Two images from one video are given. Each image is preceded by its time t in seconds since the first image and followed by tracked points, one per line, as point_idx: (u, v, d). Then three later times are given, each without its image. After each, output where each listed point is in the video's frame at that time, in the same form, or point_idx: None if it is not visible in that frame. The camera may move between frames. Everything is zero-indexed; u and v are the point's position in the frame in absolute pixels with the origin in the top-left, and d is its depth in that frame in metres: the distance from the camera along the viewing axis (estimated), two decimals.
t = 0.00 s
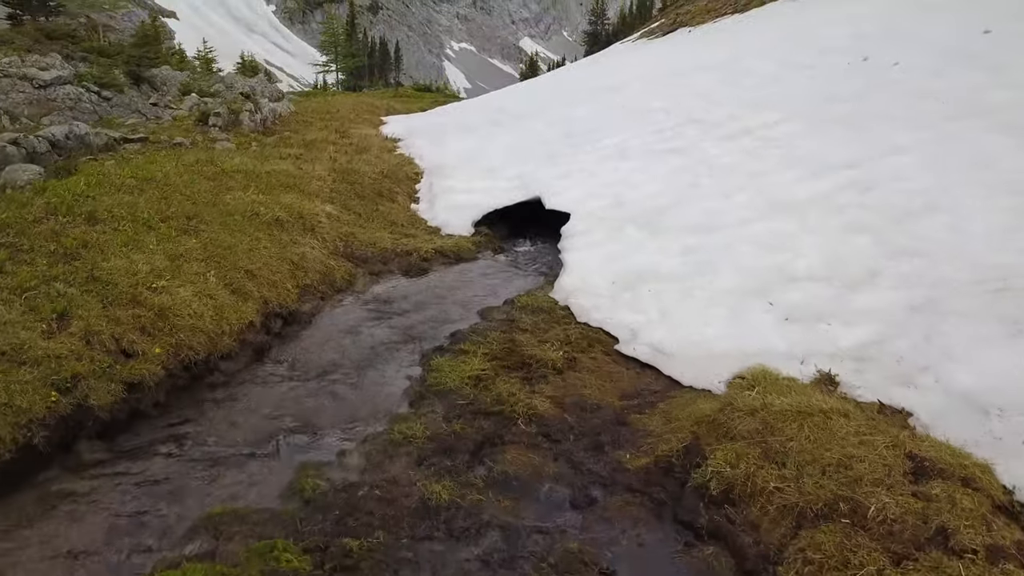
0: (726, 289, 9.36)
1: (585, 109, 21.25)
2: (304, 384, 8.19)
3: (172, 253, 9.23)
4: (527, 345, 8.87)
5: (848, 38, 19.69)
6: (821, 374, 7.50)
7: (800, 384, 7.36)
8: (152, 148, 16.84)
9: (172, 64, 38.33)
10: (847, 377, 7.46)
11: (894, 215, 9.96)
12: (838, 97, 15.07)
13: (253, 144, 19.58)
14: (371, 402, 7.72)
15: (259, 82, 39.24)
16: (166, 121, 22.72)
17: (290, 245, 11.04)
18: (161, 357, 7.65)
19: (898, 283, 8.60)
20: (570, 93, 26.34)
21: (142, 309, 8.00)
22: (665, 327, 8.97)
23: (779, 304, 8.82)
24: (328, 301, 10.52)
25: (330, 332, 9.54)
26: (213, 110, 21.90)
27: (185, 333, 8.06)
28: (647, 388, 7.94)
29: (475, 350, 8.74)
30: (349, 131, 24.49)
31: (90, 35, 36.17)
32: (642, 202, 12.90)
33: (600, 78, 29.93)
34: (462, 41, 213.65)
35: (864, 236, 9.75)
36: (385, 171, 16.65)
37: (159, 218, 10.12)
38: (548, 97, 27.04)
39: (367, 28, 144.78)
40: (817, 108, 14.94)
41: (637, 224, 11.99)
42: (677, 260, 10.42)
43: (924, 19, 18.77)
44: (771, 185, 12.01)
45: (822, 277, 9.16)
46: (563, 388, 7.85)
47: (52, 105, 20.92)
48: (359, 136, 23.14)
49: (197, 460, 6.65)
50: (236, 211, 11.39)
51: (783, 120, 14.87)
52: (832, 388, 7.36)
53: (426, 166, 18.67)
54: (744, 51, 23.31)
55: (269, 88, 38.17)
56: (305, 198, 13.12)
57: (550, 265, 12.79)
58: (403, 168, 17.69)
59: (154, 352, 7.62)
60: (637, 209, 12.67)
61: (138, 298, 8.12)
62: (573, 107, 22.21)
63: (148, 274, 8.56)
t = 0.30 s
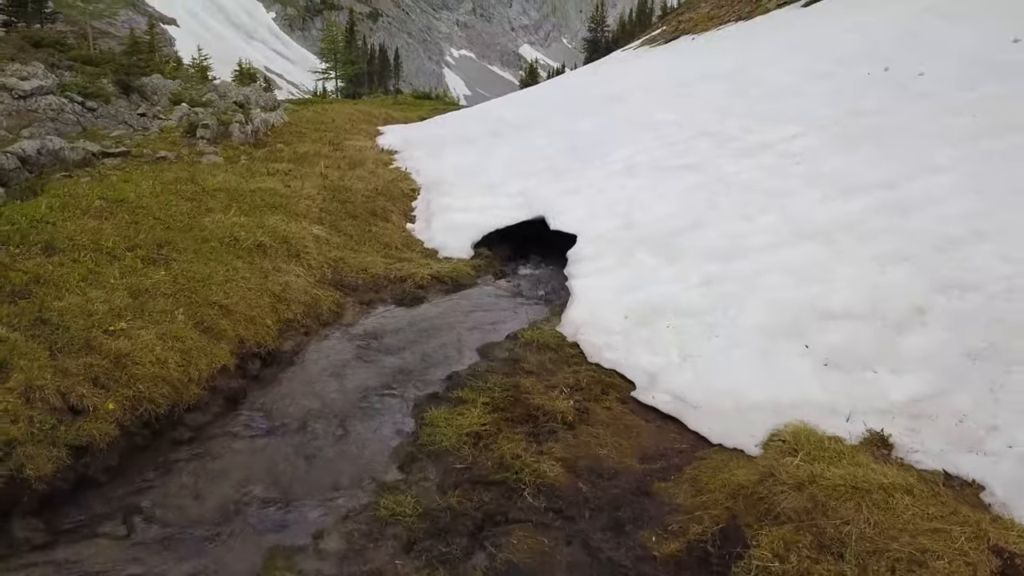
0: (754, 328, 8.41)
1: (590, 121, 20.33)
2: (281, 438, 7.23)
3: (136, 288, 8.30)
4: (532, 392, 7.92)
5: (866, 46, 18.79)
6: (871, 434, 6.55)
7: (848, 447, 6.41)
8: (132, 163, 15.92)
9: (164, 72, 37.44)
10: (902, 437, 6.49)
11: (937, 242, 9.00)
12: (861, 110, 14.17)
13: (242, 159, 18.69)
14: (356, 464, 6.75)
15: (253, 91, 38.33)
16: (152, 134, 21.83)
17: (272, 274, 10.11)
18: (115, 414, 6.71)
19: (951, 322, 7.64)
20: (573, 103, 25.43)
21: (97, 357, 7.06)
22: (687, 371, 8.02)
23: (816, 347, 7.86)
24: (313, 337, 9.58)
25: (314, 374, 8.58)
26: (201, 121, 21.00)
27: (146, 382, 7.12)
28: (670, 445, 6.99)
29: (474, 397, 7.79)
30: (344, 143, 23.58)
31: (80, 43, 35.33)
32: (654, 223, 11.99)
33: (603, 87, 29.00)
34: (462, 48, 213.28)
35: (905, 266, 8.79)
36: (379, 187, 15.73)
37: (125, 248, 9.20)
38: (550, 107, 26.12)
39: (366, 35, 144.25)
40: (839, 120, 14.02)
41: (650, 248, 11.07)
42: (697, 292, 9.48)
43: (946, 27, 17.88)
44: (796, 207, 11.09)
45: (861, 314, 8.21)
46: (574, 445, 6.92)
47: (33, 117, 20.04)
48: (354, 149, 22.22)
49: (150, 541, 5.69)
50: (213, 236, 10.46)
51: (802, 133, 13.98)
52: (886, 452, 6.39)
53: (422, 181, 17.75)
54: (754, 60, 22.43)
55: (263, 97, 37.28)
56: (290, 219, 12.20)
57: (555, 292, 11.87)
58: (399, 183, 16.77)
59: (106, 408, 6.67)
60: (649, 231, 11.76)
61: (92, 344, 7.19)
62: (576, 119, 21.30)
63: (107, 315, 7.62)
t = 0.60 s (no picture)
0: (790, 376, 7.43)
1: (594, 134, 19.39)
2: (247, 507, 6.22)
3: (88, 333, 7.35)
4: (539, 452, 6.94)
5: (885, 57, 17.89)
6: (941, 514, 5.54)
7: (915, 531, 5.42)
8: (109, 182, 15.02)
9: (156, 83, 36.58)
10: (977, 518, 5.48)
11: (992, 275, 8.00)
12: (888, 124, 13.24)
13: (228, 176, 17.78)
14: (332, 546, 5.77)
15: (248, 102, 37.47)
16: (137, 148, 20.94)
17: (248, 308, 9.14)
18: (52, 487, 5.75)
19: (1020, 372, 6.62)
20: (575, 115, 24.50)
21: (32, 418, 6.11)
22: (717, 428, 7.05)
23: (864, 401, 6.87)
24: (294, 379, 8.59)
25: (291, 426, 7.59)
26: (187, 135, 20.12)
27: (90, 447, 6.16)
28: (699, 522, 6.01)
29: (472, 458, 6.81)
30: (337, 157, 22.67)
31: (69, 54, 34.50)
32: (669, 249, 11.04)
33: (606, 97, 28.06)
34: (462, 58, 213.03)
35: (957, 302, 7.79)
36: (372, 207, 14.79)
37: (81, 284, 8.26)
38: (553, 119, 25.18)
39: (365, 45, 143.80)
40: (864, 135, 13.09)
41: (666, 277, 10.12)
42: (720, 330, 8.52)
43: (971, 37, 16.97)
44: (825, 233, 10.15)
45: (912, 360, 7.21)
46: (587, 522, 5.94)
47: (10, 131, 19.15)
48: (347, 164, 21.27)
49: None
50: (184, 265, 9.51)
51: (825, 150, 13.05)
52: (960, 538, 5.39)
53: (419, 200, 16.81)
54: (766, 70, 21.55)
55: (257, 109, 36.42)
56: (273, 245, 11.25)
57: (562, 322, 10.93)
58: (393, 202, 15.83)
59: (40, 482, 5.71)
60: (663, 258, 10.82)
61: (29, 402, 6.24)
62: (580, 132, 20.37)
63: (50, 367, 6.68)
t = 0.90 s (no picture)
0: (836, 441, 6.42)
1: (599, 150, 18.44)
2: None
3: (21, 395, 6.38)
4: (545, 533, 5.92)
5: (906, 70, 16.97)
6: None
7: None
8: (82, 202, 14.06)
9: (146, 94, 35.68)
10: None
11: None
12: (918, 142, 12.28)
13: (212, 195, 16.82)
14: None
15: (240, 113, 36.56)
16: (119, 164, 20.00)
17: (217, 353, 8.15)
18: None
19: None
20: (578, 128, 23.55)
21: None
22: (754, 505, 6.05)
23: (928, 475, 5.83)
24: (267, 434, 7.57)
25: (259, 493, 6.56)
26: (171, 150, 19.18)
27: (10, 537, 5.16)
28: None
29: (468, 545, 5.80)
30: (329, 173, 21.70)
31: (57, 64, 33.61)
32: (686, 281, 10.06)
33: (609, 109, 27.13)
34: (462, 68, 212.82)
35: None
36: (362, 229, 13.81)
37: (22, 333, 7.29)
38: (554, 132, 24.24)
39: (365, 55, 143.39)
40: (892, 153, 12.13)
41: (683, 314, 9.15)
42: (750, 381, 7.52)
43: (998, 49, 16.04)
44: (860, 264, 9.16)
45: (981, 420, 6.15)
46: None
47: None
48: (339, 181, 20.30)
49: None
50: (147, 302, 8.53)
51: (851, 169, 12.08)
52: None
53: (414, 220, 15.85)
54: (778, 83, 20.65)
55: (250, 121, 35.53)
56: (251, 277, 10.26)
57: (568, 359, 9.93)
58: (386, 223, 14.85)
59: None
60: (680, 290, 9.83)
61: None
62: (583, 147, 19.43)
63: None
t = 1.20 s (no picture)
0: (899, 532, 5.45)
1: (604, 167, 17.47)
2: None
3: None
4: None
5: (930, 83, 16.02)
6: None
7: None
8: (48, 225, 13.07)
9: (136, 106, 34.72)
10: None
11: None
12: (951, 160, 11.31)
13: (192, 216, 15.83)
14: None
15: (232, 125, 35.59)
16: (98, 181, 19.01)
17: (174, 408, 7.14)
18: None
19: None
20: (580, 143, 22.59)
21: None
22: None
23: None
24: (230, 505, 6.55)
25: None
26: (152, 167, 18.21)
27: None
28: None
29: None
30: (321, 190, 20.71)
31: (42, 74, 32.66)
32: (706, 318, 9.07)
33: (612, 122, 26.19)
34: (461, 78, 212.56)
35: None
36: (351, 254, 12.81)
37: None
38: (555, 147, 23.27)
39: (364, 65, 142.86)
40: (925, 173, 11.15)
41: (707, 360, 8.15)
42: (791, 448, 6.52)
43: None
44: (903, 303, 8.15)
45: None
46: None
47: None
48: (330, 199, 19.32)
49: None
50: (99, 347, 7.53)
51: (880, 191, 11.10)
52: None
53: (408, 243, 14.85)
54: (790, 97, 19.72)
55: (242, 134, 34.58)
56: (223, 314, 9.26)
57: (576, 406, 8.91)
58: (377, 247, 13.85)
59: None
60: (701, 330, 8.82)
61: None
62: (587, 164, 18.46)
63: None
